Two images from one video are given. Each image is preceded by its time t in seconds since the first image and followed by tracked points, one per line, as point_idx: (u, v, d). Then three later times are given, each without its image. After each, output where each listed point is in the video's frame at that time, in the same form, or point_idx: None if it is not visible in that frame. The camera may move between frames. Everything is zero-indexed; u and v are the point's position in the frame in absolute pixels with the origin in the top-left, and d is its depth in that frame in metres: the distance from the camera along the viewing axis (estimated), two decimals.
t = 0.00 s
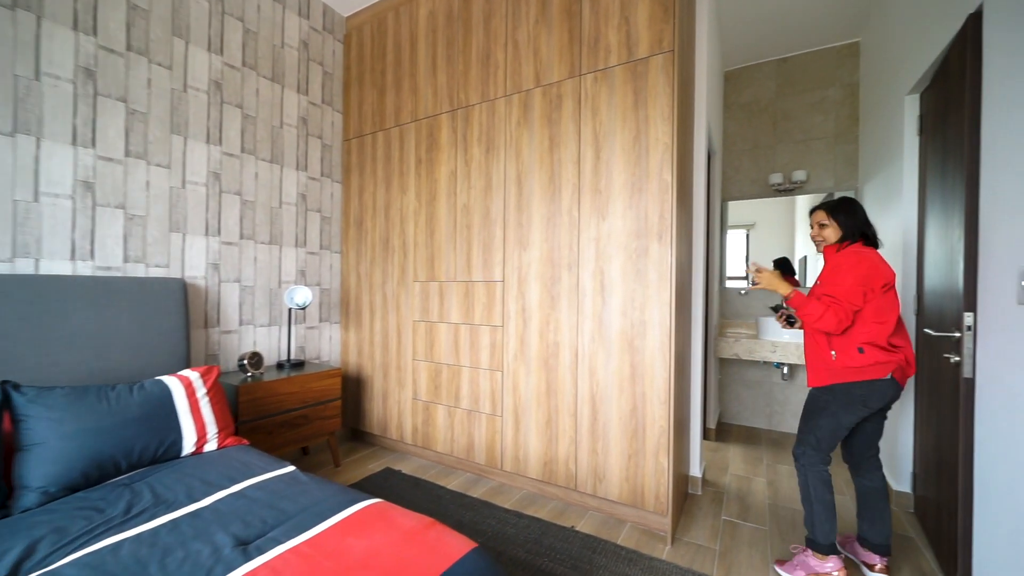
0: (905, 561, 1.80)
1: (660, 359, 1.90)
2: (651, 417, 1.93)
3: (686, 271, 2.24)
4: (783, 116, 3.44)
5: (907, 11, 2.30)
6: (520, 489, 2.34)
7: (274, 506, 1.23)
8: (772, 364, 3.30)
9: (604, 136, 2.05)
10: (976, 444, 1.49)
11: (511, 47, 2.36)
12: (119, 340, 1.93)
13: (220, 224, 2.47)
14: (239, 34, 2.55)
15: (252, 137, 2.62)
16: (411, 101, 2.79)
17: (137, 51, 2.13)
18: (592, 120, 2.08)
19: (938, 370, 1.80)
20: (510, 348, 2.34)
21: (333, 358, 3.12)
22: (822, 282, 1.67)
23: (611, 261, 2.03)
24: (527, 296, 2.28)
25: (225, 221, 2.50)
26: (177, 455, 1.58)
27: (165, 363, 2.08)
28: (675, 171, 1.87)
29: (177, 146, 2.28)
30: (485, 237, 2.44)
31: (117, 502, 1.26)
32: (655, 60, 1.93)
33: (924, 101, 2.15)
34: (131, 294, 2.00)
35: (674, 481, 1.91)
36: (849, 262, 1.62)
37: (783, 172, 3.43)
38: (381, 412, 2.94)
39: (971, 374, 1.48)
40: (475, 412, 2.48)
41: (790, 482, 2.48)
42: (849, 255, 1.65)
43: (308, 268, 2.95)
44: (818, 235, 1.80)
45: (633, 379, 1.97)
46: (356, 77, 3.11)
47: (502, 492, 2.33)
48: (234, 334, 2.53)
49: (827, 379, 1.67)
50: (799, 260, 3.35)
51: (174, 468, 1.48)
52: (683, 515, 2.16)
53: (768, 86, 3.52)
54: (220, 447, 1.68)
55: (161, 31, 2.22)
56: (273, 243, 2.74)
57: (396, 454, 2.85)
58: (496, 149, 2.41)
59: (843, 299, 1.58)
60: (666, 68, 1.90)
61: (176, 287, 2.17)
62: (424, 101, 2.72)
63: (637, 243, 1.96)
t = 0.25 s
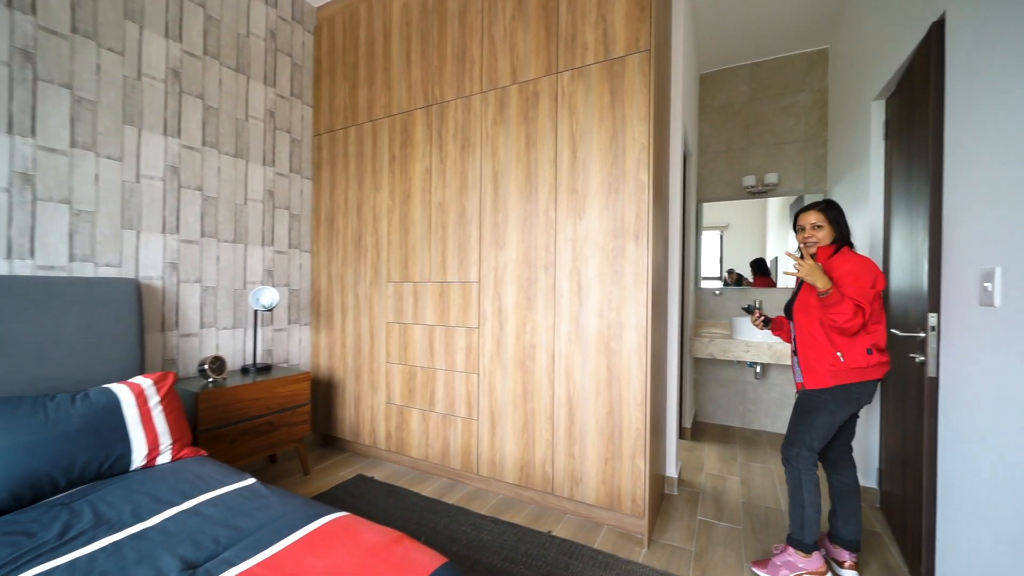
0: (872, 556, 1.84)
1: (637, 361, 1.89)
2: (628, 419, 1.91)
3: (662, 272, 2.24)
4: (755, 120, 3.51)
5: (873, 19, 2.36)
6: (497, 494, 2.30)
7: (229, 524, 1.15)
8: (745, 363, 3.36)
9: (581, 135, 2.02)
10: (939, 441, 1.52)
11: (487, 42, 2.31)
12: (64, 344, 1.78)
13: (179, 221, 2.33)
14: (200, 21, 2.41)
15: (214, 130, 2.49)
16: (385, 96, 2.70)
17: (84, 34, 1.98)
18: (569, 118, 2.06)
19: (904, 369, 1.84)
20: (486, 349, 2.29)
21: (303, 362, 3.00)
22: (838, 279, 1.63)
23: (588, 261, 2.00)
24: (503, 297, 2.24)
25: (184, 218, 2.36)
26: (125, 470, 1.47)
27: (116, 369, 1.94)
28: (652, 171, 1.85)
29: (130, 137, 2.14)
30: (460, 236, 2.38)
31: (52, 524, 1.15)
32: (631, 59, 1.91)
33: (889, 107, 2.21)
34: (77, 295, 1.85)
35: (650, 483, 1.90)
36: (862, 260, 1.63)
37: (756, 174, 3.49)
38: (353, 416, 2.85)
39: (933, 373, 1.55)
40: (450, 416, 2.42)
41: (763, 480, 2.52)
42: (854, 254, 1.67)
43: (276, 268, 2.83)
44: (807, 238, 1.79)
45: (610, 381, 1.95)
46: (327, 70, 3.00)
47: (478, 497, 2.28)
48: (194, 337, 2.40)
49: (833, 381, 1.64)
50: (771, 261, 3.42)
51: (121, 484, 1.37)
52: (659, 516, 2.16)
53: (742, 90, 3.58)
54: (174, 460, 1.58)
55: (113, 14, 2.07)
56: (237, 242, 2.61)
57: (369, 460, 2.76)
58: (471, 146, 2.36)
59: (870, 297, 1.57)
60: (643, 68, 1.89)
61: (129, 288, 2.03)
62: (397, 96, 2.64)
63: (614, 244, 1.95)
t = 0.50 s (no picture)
0: (842, 550, 1.87)
1: (614, 361, 1.87)
2: (605, 420, 1.89)
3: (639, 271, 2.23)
4: (729, 122, 3.56)
5: (841, 25, 2.41)
6: (473, 499, 2.25)
7: (180, 545, 1.06)
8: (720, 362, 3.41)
9: (558, 133, 1.99)
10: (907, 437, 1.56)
11: (462, 37, 2.25)
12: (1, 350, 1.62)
13: (134, 217, 2.19)
14: (157, 4, 2.27)
15: (173, 121, 2.34)
16: (357, 89, 2.61)
17: (24, 13, 1.82)
18: (546, 115, 2.02)
19: (872, 367, 1.88)
20: (462, 351, 2.24)
21: (271, 365, 2.88)
22: (801, 283, 1.67)
23: (565, 261, 1.98)
24: (479, 298, 2.19)
25: (140, 215, 2.22)
26: (67, 488, 1.35)
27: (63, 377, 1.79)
28: (629, 170, 1.84)
29: (78, 126, 1.98)
30: (435, 235, 2.32)
31: None
32: (608, 57, 1.89)
33: (856, 111, 2.27)
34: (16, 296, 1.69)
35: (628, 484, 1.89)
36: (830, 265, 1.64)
37: (729, 175, 3.55)
38: (325, 422, 2.74)
39: (901, 371, 1.59)
40: (426, 420, 2.36)
41: (737, 478, 2.55)
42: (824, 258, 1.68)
43: (241, 268, 2.70)
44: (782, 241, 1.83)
45: (587, 383, 1.93)
46: (296, 62, 2.88)
47: (454, 503, 2.22)
48: (151, 341, 2.25)
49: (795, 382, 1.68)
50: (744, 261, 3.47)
51: (60, 503, 1.25)
52: (637, 517, 2.15)
53: (716, 92, 3.63)
54: (123, 474, 1.46)
55: None
56: (199, 240, 2.47)
57: (341, 467, 2.67)
58: (446, 143, 2.30)
59: (827, 303, 1.59)
60: (620, 66, 1.87)
61: (76, 289, 1.89)
62: (370, 90, 2.56)
63: (591, 244, 1.92)
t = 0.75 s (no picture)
0: (813, 546, 1.91)
1: (592, 362, 1.85)
2: (583, 422, 1.87)
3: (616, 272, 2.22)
4: (703, 124, 3.61)
5: (811, 30, 2.47)
6: (449, 505, 2.19)
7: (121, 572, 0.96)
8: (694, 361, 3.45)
9: (534, 130, 1.96)
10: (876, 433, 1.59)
11: (437, 29, 2.19)
12: None
13: (80, 212, 2.03)
14: None
15: (125, 110, 2.19)
16: (326, 82, 2.50)
17: None
18: (523, 112, 1.98)
19: (842, 365, 1.92)
20: (437, 354, 2.17)
21: (235, 370, 2.74)
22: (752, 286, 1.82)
23: (542, 261, 1.94)
24: (455, 298, 2.13)
25: (87, 210, 2.05)
26: None
27: None
28: (606, 169, 1.82)
29: (14, 112, 1.82)
30: (409, 234, 2.25)
31: None
32: (585, 54, 1.87)
33: (825, 115, 2.32)
34: None
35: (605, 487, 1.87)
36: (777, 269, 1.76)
37: (703, 177, 3.59)
38: (293, 428, 2.63)
39: (871, 369, 1.63)
40: (399, 424, 2.28)
41: (712, 476, 2.58)
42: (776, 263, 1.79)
43: (202, 267, 2.55)
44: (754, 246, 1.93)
45: (565, 384, 1.90)
46: (261, 51, 2.75)
47: (429, 510, 2.16)
48: (100, 345, 2.10)
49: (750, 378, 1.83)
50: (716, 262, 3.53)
51: None
52: (614, 518, 2.14)
53: (690, 95, 3.68)
54: (62, 492, 1.34)
55: None
56: (155, 237, 2.32)
57: (310, 475, 2.56)
58: (420, 139, 2.23)
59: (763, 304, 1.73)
60: (597, 63, 1.85)
61: (12, 290, 1.72)
62: (340, 83, 2.46)
63: (568, 244, 1.89)
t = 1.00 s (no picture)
0: (791, 543, 1.93)
1: (573, 363, 1.82)
2: (564, 425, 1.83)
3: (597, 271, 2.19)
4: (682, 125, 3.63)
5: (787, 34, 2.50)
6: (427, 511, 2.12)
7: None
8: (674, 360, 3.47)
9: (515, 126, 1.91)
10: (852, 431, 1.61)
11: (414, 21, 2.12)
12: None
13: (26, 206, 1.87)
14: None
15: (77, 96, 2.04)
16: (298, 72, 2.40)
17: None
18: (503, 108, 1.94)
19: (819, 364, 1.95)
20: (415, 356, 2.11)
21: (201, 374, 2.60)
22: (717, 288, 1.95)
23: (523, 260, 1.90)
24: (433, 299, 2.07)
25: (34, 203, 1.90)
26: None
27: None
28: (587, 167, 1.79)
29: None
30: (385, 232, 2.17)
31: None
32: (567, 49, 1.83)
33: (801, 117, 2.36)
34: None
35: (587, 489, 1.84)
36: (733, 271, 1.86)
37: (682, 177, 3.62)
38: (263, 434, 2.51)
39: (846, 369, 1.65)
40: (375, 429, 2.20)
41: (692, 475, 2.59)
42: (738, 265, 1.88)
43: (164, 265, 2.41)
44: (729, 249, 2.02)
45: (545, 386, 1.86)
46: (228, 39, 2.62)
47: (406, 517, 2.09)
48: (50, 349, 1.95)
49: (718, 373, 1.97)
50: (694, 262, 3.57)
51: None
52: (596, 520, 2.11)
53: (670, 95, 3.70)
54: None
55: None
56: (111, 234, 2.18)
57: (282, 483, 2.45)
58: (397, 134, 2.16)
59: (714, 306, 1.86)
60: (578, 59, 1.81)
61: None
62: (313, 74, 2.36)
63: (549, 243, 1.86)
